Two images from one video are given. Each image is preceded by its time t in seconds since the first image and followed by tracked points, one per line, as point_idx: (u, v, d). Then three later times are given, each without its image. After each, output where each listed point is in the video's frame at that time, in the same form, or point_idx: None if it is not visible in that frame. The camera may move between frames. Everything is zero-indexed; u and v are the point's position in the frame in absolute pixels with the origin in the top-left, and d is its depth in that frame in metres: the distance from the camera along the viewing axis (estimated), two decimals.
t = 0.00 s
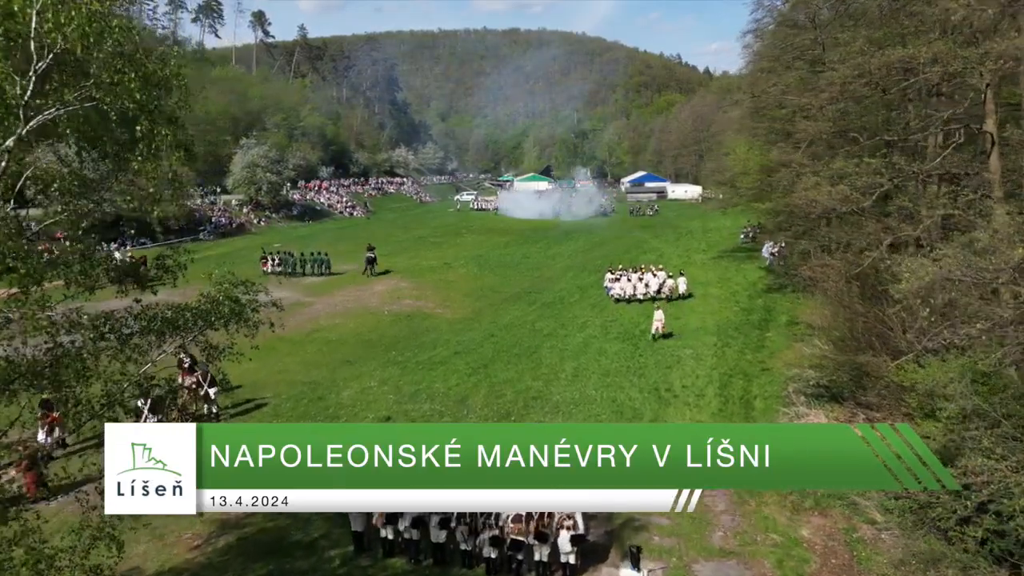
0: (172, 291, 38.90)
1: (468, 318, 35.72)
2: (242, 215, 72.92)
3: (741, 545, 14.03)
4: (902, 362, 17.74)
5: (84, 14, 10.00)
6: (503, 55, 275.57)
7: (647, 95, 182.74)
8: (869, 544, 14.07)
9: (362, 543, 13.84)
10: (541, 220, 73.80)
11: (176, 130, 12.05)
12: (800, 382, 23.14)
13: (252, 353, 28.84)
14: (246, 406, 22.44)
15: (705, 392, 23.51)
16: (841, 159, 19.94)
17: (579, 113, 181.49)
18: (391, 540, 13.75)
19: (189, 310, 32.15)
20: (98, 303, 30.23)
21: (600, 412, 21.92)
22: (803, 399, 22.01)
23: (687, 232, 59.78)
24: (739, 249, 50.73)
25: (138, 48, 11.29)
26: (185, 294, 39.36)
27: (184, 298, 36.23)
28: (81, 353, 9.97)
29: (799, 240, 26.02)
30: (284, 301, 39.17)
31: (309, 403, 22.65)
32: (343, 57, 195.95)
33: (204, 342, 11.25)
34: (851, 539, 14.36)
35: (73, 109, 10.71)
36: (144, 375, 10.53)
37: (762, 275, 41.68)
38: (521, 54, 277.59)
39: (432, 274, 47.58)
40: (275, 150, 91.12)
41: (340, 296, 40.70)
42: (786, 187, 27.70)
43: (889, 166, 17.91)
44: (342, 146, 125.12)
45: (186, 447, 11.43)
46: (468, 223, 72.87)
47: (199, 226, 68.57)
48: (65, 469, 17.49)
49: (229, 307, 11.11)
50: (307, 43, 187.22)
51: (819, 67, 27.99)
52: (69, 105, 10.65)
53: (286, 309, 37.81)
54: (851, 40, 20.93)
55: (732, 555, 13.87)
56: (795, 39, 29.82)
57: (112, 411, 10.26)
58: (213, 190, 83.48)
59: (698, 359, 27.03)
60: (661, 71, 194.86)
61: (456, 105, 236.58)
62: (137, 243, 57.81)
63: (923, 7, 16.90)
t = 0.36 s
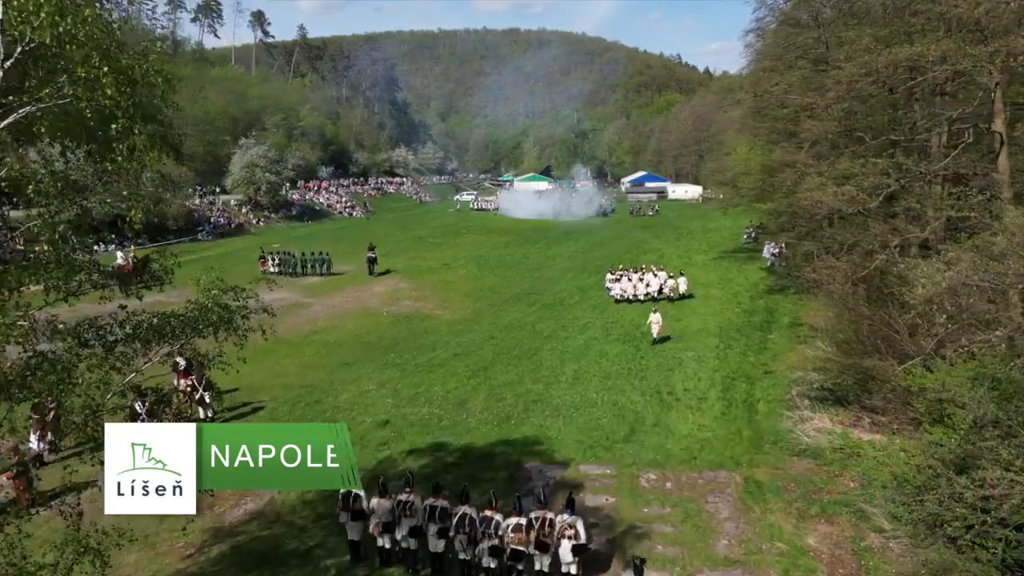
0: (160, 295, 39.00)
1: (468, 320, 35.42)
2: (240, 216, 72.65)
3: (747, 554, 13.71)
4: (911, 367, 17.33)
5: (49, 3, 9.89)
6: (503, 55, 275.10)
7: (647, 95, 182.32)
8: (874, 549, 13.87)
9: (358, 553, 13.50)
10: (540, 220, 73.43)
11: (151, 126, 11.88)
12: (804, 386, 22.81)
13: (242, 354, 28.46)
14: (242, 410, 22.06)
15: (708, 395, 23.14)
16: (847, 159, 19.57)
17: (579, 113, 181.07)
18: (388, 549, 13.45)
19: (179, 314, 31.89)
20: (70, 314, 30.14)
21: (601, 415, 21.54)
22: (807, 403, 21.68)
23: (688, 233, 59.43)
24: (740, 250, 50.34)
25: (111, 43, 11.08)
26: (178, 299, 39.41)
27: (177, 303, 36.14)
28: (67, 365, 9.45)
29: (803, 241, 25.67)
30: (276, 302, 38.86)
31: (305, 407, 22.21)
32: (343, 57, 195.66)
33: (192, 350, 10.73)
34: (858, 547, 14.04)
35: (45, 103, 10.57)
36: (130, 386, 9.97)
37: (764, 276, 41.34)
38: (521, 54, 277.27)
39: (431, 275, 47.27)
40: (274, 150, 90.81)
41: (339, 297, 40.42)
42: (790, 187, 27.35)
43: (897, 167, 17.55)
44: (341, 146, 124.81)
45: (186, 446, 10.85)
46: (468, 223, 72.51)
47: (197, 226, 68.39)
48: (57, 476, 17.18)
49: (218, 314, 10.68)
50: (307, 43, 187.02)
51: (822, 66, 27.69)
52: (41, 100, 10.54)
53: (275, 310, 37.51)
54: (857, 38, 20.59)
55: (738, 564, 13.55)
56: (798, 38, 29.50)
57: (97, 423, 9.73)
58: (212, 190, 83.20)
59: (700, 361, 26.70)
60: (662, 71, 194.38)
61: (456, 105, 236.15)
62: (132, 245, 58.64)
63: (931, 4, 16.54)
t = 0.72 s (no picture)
0: (150, 299, 38.87)
1: (467, 321, 35.09)
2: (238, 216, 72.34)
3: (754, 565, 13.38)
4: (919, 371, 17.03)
5: None
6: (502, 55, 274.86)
7: (647, 95, 181.95)
8: (883, 560, 13.53)
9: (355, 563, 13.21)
10: (540, 220, 73.17)
11: (132, 126, 11.44)
12: (808, 389, 22.49)
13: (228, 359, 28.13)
14: (237, 413, 21.65)
15: (710, 398, 22.79)
16: (852, 160, 19.26)
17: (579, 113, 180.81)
18: (385, 558, 13.19)
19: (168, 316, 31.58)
20: (49, 322, 29.93)
21: (602, 419, 21.21)
22: (811, 406, 21.36)
23: (688, 233, 59.13)
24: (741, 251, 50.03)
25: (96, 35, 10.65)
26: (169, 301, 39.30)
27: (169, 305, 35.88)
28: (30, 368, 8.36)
29: (807, 243, 25.35)
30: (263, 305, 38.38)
31: (302, 411, 21.80)
32: (343, 57, 195.55)
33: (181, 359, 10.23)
34: (867, 557, 13.70)
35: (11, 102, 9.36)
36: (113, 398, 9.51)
37: (766, 277, 41.05)
38: (521, 54, 275.42)
39: (430, 275, 46.98)
40: (274, 150, 90.49)
41: (337, 298, 40.10)
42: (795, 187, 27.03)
43: (904, 166, 17.21)
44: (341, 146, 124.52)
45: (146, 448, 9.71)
46: (468, 223, 72.21)
47: (196, 227, 68.07)
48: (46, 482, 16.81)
49: (206, 321, 10.16)
50: (307, 43, 186.93)
51: (824, 66, 27.46)
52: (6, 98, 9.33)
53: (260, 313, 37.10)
54: (863, 36, 20.26)
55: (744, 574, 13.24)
56: (801, 37, 29.27)
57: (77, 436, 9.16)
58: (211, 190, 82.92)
59: (702, 364, 26.37)
60: (662, 71, 194.07)
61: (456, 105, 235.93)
62: (129, 246, 58.75)
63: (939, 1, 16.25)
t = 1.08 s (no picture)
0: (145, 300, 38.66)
1: (467, 323, 34.76)
2: (237, 216, 72.14)
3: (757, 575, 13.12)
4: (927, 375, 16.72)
5: None
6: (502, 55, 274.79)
7: (647, 95, 181.44)
8: (893, 570, 13.27)
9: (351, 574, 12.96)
10: (540, 220, 72.86)
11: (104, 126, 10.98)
12: (812, 392, 22.17)
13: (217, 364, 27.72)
14: (235, 417, 21.26)
15: (713, 402, 22.44)
16: (858, 159, 18.93)
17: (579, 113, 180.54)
18: (381, 567, 13.01)
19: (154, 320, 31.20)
20: (32, 329, 29.60)
21: (603, 423, 20.83)
22: (815, 410, 21.06)
23: (689, 233, 58.82)
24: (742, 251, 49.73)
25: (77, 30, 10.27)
26: (157, 305, 38.98)
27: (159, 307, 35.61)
28: (6, 373, 7.87)
29: (811, 243, 25.04)
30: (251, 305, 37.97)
31: (299, 415, 21.47)
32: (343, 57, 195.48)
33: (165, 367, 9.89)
34: (875, 566, 13.44)
35: None
36: (94, 410, 9.15)
37: (767, 278, 40.74)
38: (521, 54, 275.33)
39: (430, 276, 46.65)
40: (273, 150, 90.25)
41: (336, 299, 39.80)
42: (798, 187, 26.72)
43: (911, 166, 16.91)
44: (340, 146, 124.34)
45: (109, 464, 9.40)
46: (468, 223, 71.90)
47: (195, 227, 67.77)
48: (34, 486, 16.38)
49: (194, 328, 9.85)
50: (306, 43, 186.73)
51: (829, 65, 27.15)
52: None
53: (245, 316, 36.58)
54: (868, 34, 19.93)
55: None
56: (804, 36, 28.98)
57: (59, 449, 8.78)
58: (210, 190, 82.62)
59: (704, 366, 26.02)
60: (662, 71, 193.78)
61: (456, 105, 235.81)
62: (127, 246, 58.64)
63: None
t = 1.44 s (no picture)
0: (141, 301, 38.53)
1: (467, 324, 34.41)
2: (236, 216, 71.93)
3: None
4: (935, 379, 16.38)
5: None
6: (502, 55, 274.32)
7: (647, 95, 180.90)
8: None
9: None
10: (541, 220, 72.53)
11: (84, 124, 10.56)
12: (816, 396, 21.86)
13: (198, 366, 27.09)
14: (231, 420, 20.94)
15: (716, 405, 22.10)
16: (865, 160, 18.60)
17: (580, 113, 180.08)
18: None
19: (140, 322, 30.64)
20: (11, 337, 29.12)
21: (604, 427, 20.49)
22: (820, 414, 20.75)
23: (689, 233, 58.46)
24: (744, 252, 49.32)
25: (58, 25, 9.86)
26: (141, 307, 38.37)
27: (145, 307, 34.93)
28: None
29: (815, 244, 24.71)
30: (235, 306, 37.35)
31: (296, 418, 21.12)
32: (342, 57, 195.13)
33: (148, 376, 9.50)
34: None
35: None
36: (71, 420, 8.76)
37: (770, 278, 40.36)
38: (521, 54, 274.86)
39: (429, 277, 46.28)
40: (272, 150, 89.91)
41: (335, 300, 39.46)
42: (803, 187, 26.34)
43: (920, 166, 16.61)
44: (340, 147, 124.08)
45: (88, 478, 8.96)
46: (467, 223, 71.56)
47: (193, 227, 67.40)
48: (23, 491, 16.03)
49: (178, 335, 9.49)
50: (306, 43, 186.53)
51: (833, 63, 26.80)
52: None
53: (231, 318, 35.95)
54: (874, 31, 19.55)
55: None
56: (808, 34, 28.63)
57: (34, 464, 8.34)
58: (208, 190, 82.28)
59: (707, 369, 25.68)
60: (662, 71, 193.23)
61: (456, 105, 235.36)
62: (125, 246, 58.37)
63: None
